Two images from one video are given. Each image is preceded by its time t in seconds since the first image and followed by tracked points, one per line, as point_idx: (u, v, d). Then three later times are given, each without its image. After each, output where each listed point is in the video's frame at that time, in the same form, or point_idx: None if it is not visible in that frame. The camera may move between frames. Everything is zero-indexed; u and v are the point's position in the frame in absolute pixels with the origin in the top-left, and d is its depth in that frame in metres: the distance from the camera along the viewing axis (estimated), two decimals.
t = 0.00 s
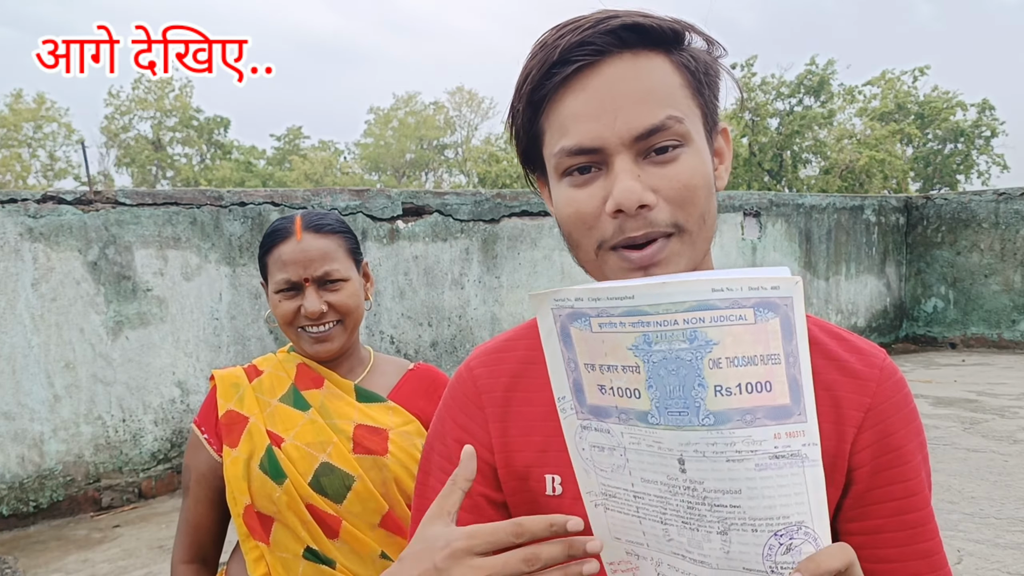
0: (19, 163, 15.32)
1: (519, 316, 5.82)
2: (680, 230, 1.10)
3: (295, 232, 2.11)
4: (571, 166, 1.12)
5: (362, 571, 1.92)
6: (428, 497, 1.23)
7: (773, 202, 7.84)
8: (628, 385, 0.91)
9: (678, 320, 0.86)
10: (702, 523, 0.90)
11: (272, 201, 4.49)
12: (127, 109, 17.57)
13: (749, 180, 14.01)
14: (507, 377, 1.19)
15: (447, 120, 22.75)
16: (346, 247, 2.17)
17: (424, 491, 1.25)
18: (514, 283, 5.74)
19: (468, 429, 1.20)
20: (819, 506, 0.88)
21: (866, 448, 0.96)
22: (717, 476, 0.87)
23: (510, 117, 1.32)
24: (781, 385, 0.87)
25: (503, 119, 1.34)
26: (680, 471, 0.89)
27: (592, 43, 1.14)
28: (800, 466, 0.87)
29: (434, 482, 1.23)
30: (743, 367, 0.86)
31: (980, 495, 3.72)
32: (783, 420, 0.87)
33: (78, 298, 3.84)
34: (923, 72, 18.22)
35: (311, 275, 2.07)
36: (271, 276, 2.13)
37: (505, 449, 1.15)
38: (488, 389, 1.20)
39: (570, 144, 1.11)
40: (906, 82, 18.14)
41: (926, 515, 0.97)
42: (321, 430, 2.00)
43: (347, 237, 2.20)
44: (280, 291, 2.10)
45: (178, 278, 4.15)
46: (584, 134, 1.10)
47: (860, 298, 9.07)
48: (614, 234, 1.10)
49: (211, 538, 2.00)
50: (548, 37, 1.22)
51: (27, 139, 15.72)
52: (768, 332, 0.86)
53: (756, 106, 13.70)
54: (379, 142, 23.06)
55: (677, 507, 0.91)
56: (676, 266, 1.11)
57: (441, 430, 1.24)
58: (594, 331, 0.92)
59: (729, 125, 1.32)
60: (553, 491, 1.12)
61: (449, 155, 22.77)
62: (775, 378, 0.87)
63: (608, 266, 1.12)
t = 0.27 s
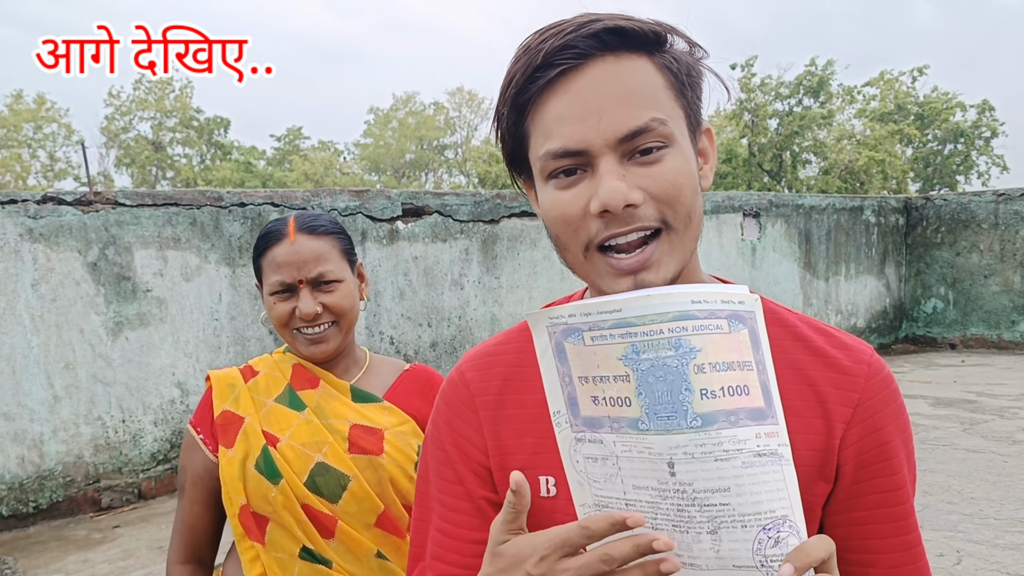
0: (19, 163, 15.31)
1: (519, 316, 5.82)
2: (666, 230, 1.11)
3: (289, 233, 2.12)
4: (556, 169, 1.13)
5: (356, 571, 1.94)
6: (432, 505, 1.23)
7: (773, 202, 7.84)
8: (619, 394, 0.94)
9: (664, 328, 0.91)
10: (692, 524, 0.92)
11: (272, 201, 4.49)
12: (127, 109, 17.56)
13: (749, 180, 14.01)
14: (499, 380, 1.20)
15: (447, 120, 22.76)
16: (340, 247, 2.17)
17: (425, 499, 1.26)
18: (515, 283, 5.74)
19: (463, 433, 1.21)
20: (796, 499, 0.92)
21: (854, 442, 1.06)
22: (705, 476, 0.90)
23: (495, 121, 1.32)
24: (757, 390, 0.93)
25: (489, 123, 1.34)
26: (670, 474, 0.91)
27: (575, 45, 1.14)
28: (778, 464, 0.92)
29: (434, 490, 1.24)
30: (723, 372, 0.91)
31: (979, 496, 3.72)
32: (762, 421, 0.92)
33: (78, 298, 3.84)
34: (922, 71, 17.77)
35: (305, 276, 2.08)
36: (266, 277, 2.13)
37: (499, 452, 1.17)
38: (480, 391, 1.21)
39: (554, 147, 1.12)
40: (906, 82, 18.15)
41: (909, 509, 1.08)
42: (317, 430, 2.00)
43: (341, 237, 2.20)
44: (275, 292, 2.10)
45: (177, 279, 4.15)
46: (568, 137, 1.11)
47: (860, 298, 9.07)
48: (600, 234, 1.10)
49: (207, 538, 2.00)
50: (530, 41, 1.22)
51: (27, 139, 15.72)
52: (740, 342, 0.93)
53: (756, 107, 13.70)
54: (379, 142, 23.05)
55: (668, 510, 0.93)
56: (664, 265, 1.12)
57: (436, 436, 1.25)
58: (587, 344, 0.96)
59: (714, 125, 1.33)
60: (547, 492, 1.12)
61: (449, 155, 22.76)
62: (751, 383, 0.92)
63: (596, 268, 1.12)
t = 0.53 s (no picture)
0: (19, 165, 15.31)
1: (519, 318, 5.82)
2: (673, 229, 1.11)
3: (284, 235, 2.12)
4: (564, 166, 1.13)
5: (353, 571, 1.94)
6: (427, 503, 1.23)
7: (773, 204, 7.85)
8: (623, 388, 0.94)
9: (667, 325, 0.91)
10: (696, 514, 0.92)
11: (272, 203, 4.49)
12: (127, 112, 17.58)
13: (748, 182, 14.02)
14: (499, 379, 1.21)
15: (447, 122, 22.80)
16: (336, 248, 2.18)
17: (421, 497, 1.25)
18: (515, 285, 5.74)
19: (462, 430, 1.21)
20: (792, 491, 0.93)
21: (852, 446, 1.06)
22: (706, 470, 0.90)
23: (503, 119, 1.32)
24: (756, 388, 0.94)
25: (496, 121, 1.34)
26: (674, 465, 0.92)
27: (586, 44, 1.16)
28: (777, 462, 0.92)
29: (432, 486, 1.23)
30: (725, 369, 0.92)
31: (979, 497, 3.72)
32: (761, 418, 0.93)
33: (78, 300, 3.84)
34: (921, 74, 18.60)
35: (302, 278, 2.08)
36: (261, 279, 2.13)
37: (498, 451, 1.17)
38: (480, 390, 1.21)
39: (564, 144, 1.12)
40: (905, 84, 18.17)
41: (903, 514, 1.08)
42: (314, 430, 2.01)
43: (337, 239, 2.20)
44: (271, 294, 2.10)
45: (178, 281, 4.15)
46: (578, 134, 1.11)
47: (860, 300, 9.08)
48: (607, 232, 1.10)
49: (204, 540, 2.00)
50: (540, 39, 1.23)
51: (28, 141, 15.71)
52: (740, 341, 0.94)
53: (756, 108, 13.71)
54: (379, 144, 23.08)
55: (676, 499, 0.93)
56: (670, 265, 1.12)
57: (435, 434, 1.25)
58: (591, 339, 0.96)
59: (719, 129, 1.34)
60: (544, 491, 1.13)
61: (449, 157, 22.78)
62: (752, 381, 0.93)
63: (601, 265, 1.12)
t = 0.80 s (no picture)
0: (19, 167, 15.30)
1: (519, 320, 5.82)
2: (681, 227, 1.12)
3: (281, 237, 2.12)
4: (575, 161, 1.15)
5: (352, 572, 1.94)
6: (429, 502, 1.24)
7: (773, 207, 7.86)
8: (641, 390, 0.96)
9: (664, 332, 0.92)
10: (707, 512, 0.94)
11: (273, 205, 4.49)
12: (128, 114, 17.58)
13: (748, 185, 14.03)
14: (503, 378, 1.21)
15: (447, 125, 22.81)
16: (333, 250, 2.18)
17: (422, 495, 1.25)
18: (515, 287, 5.74)
19: (463, 429, 1.21)
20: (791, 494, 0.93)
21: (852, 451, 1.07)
22: (711, 472, 0.91)
23: (515, 112, 1.33)
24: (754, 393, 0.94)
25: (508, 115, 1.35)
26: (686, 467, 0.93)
27: (603, 41, 1.17)
28: (776, 465, 0.93)
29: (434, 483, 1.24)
30: (725, 373, 0.92)
31: (980, 500, 3.71)
32: (760, 422, 0.93)
33: (78, 302, 3.85)
34: (919, 76, 16.58)
35: (299, 280, 2.08)
36: (259, 282, 2.13)
37: (499, 450, 1.17)
38: (482, 388, 1.21)
39: (577, 138, 1.14)
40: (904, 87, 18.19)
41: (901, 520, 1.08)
42: (312, 432, 2.01)
43: (334, 241, 2.21)
44: (269, 297, 2.10)
45: (178, 283, 4.15)
46: (591, 129, 1.13)
47: (860, 303, 9.08)
48: (615, 226, 1.11)
49: (201, 542, 2.00)
50: (558, 34, 1.24)
51: (28, 144, 15.71)
52: (738, 346, 0.94)
53: (756, 111, 13.73)
54: (379, 146, 23.09)
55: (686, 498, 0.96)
56: (677, 263, 1.12)
57: (437, 432, 1.25)
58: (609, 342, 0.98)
59: (728, 135, 1.35)
60: (546, 491, 1.14)
61: (450, 160, 22.79)
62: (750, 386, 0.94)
63: (607, 261, 1.13)
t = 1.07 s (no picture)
0: (19, 171, 15.30)
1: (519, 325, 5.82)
2: (681, 225, 1.13)
3: (278, 243, 2.13)
4: (578, 157, 1.16)
5: None
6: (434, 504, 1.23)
7: (773, 211, 7.87)
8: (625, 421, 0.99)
9: (646, 365, 0.94)
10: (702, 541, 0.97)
11: (273, 210, 4.49)
12: (128, 118, 17.60)
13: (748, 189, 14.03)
14: (503, 382, 1.22)
15: (448, 129, 22.84)
16: (330, 255, 2.19)
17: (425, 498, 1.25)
18: (515, 292, 5.75)
19: (463, 432, 1.22)
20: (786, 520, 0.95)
21: (850, 453, 1.07)
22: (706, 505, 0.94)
23: (521, 114, 1.34)
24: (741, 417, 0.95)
25: (514, 118, 1.36)
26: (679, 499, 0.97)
27: (609, 41, 1.19)
28: (770, 490, 0.94)
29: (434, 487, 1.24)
30: (710, 402, 0.94)
31: (980, 505, 3.71)
32: (749, 447, 0.95)
33: (79, 307, 3.85)
34: (918, 81, 16.38)
35: (297, 285, 2.09)
36: (256, 287, 2.14)
37: (498, 453, 1.17)
38: (482, 392, 1.22)
39: (580, 134, 1.15)
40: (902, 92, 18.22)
41: (901, 524, 1.08)
42: (310, 437, 2.01)
43: (331, 246, 2.22)
44: (266, 302, 2.11)
45: (178, 287, 4.16)
46: (594, 126, 1.14)
47: (860, 307, 9.08)
48: (615, 221, 1.12)
49: (198, 548, 2.00)
50: (565, 36, 1.25)
51: (28, 148, 15.72)
52: (722, 371, 0.96)
53: (756, 115, 13.74)
54: (379, 150, 23.11)
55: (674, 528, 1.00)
56: (676, 261, 1.13)
57: (437, 436, 1.26)
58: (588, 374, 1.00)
59: (731, 141, 1.36)
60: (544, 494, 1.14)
61: (450, 164, 22.80)
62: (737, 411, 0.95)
63: (607, 256, 1.13)
